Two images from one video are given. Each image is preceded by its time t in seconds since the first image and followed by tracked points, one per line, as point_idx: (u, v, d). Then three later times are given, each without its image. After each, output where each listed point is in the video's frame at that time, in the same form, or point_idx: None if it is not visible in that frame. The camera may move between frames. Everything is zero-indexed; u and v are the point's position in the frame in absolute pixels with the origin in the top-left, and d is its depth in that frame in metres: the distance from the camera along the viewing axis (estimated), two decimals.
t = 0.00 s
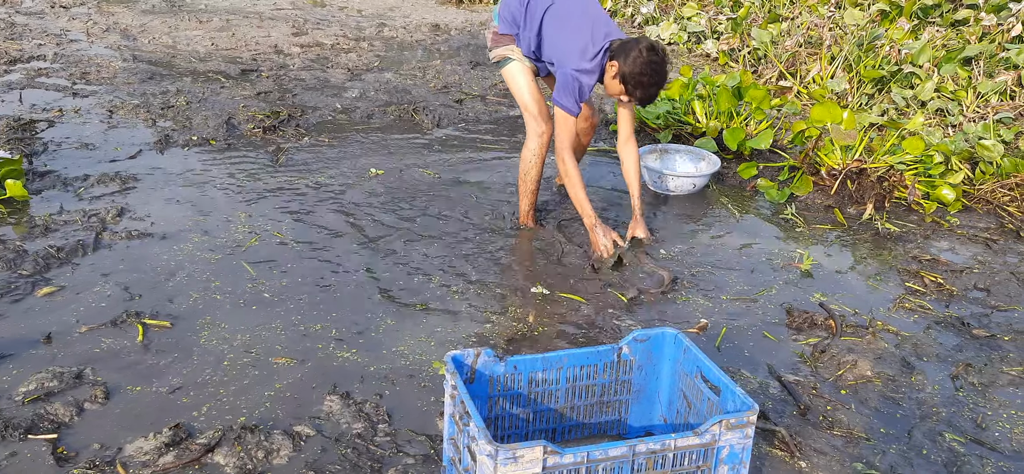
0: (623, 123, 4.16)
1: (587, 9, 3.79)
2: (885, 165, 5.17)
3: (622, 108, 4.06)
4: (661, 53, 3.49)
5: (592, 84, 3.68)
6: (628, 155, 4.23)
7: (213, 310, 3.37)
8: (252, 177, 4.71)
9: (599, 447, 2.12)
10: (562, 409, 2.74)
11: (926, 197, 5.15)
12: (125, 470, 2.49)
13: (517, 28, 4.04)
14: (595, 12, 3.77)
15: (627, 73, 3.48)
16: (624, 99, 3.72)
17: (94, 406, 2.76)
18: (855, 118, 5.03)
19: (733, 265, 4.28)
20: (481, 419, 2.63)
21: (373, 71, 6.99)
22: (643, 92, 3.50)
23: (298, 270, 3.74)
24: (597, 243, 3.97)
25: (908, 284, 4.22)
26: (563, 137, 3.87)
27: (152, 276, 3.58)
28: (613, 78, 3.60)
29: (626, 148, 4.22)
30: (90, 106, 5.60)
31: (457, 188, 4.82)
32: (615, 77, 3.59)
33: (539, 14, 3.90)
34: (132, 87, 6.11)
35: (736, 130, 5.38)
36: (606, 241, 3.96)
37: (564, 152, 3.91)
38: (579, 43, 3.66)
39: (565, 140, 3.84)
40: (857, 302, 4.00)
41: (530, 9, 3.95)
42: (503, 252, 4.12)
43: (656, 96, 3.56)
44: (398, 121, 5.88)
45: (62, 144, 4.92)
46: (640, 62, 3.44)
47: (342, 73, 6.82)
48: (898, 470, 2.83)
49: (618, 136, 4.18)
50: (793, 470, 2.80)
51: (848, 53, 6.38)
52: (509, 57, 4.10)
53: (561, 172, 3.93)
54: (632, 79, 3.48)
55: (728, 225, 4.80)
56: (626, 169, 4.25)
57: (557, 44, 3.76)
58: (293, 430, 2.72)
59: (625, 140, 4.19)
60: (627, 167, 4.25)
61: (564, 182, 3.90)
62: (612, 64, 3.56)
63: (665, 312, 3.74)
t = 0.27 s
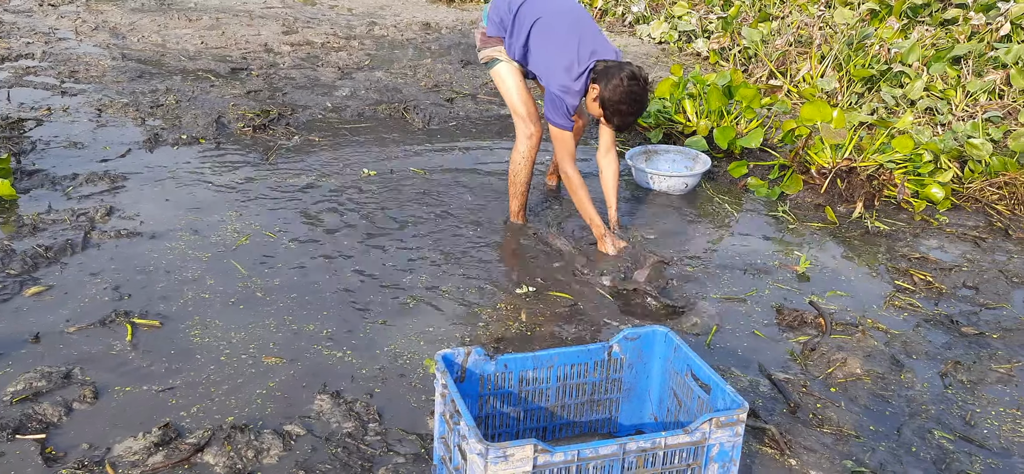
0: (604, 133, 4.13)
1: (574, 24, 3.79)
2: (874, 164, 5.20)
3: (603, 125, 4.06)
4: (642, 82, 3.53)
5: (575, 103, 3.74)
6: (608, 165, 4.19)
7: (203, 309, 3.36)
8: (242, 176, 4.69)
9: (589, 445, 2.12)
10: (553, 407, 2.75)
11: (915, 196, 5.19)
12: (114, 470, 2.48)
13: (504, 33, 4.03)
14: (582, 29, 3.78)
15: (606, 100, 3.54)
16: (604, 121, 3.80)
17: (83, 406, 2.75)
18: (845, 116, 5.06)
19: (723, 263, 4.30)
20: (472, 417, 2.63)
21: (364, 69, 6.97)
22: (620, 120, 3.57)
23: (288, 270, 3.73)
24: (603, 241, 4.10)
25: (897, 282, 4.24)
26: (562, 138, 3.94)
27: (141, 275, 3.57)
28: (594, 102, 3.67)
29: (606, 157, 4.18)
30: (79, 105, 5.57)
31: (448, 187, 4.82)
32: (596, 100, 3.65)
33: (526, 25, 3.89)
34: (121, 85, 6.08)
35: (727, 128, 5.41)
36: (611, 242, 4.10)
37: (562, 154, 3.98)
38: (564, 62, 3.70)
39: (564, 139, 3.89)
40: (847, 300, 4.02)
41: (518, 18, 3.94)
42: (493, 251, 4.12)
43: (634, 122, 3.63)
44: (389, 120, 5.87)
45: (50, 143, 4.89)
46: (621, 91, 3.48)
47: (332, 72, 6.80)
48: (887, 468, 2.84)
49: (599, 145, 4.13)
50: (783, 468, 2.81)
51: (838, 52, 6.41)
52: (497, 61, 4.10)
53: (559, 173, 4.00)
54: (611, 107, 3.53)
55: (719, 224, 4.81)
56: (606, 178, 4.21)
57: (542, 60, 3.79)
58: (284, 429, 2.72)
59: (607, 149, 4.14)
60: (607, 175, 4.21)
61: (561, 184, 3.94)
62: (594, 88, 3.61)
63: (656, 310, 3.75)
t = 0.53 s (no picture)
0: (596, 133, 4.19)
1: (566, 23, 3.79)
2: (865, 163, 5.20)
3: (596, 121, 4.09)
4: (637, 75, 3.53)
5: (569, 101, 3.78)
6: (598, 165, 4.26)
7: (194, 309, 3.36)
8: (234, 175, 4.69)
9: (581, 444, 2.13)
10: (545, 406, 2.75)
11: (906, 195, 5.21)
12: (105, 470, 2.48)
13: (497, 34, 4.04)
14: (574, 27, 3.78)
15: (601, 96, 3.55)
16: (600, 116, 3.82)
17: (74, 406, 2.75)
18: (836, 115, 5.10)
19: (715, 262, 4.31)
20: (464, 416, 2.63)
21: (356, 68, 6.97)
22: (617, 115, 3.58)
23: (280, 269, 3.73)
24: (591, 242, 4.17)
25: (888, 280, 4.26)
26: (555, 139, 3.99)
27: (133, 275, 3.56)
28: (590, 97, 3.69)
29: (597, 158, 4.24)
30: (70, 104, 5.55)
31: (441, 186, 4.82)
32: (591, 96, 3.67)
33: (519, 26, 3.90)
34: (112, 84, 6.06)
35: (719, 127, 5.42)
36: (599, 240, 4.17)
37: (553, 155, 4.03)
38: (557, 61, 3.72)
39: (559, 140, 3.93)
40: (838, 298, 4.04)
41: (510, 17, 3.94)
42: (486, 250, 4.13)
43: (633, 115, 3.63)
44: (381, 119, 5.87)
45: (41, 143, 4.88)
46: (615, 85, 3.49)
47: (324, 71, 6.79)
48: (878, 465, 2.86)
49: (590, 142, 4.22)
50: (775, 466, 2.83)
51: (829, 52, 6.49)
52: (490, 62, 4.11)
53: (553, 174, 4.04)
54: (607, 102, 3.54)
55: (712, 223, 4.83)
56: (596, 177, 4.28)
57: (536, 59, 3.80)
58: (276, 429, 2.72)
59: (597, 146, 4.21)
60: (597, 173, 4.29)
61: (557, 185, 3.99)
62: (590, 84, 3.62)
63: (648, 309, 3.76)
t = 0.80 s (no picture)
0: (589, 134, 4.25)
1: (564, 34, 3.80)
2: (858, 162, 5.23)
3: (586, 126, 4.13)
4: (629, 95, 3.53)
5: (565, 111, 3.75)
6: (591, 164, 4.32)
7: (187, 308, 3.36)
8: (228, 175, 4.68)
9: (576, 443, 2.13)
10: (540, 406, 2.76)
11: (899, 194, 5.25)
12: (99, 471, 2.47)
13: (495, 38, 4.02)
14: (572, 40, 3.79)
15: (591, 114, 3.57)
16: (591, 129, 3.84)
17: (67, 407, 2.74)
18: (829, 115, 5.11)
19: (710, 262, 4.32)
20: (459, 416, 2.64)
21: (350, 68, 6.96)
22: (606, 133, 3.60)
23: (275, 269, 3.73)
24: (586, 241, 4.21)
25: (881, 279, 4.28)
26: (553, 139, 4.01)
27: (127, 275, 3.55)
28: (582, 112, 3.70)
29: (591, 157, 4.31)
30: (63, 104, 5.53)
31: (436, 185, 4.82)
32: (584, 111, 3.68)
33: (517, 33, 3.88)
34: (105, 84, 6.04)
35: (713, 127, 5.44)
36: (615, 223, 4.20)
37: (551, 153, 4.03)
38: (555, 70, 3.71)
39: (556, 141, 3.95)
40: (831, 297, 4.06)
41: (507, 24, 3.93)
42: (481, 250, 4.13)
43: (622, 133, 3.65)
44: (375, 118, 5.87)
45: (34, 143, 4.86)
46: (606, 105, 3.50)
47: (318, 70, 6.78)
48: (872, 463, 2.87)
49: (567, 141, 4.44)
50: (769, 464, 2.84)
51: (824, 52, 6.44)
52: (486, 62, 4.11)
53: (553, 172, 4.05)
54: (596, 120, 3.56)
55: (706, 223, 4.83)
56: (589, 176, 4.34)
57: (533, 68, 3.79)
58: (271, 429, 2.72)
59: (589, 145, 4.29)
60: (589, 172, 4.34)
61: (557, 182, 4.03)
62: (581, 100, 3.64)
63: (642, 308, 3.77)
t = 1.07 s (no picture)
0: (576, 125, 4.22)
1: (564, 9, 3.80)
2: (853, 163, 5.25)
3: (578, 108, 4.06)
4: (621, 60, 3.50)
5: (555, 76, 3.71)
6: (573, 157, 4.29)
7: (182, 309, 3.35)
8: (224, 176, 4.67)
9: (573, 443, 2.14)
10: (536, 406, 2.76)
11: (894, 194, 5.26)
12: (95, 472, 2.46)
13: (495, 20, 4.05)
14: (569, 11, 3.79)
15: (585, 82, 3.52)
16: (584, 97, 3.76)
17: (63, 408, 2.73)
18: (824, 115, 5.13)
19: (705, 262, 4.33)
20: (455, 416, 2.64)
21: (345, 69, 6.96)
22: (604, 99, 3.55)
23: (271, 269, 3.72)
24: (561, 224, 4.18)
25: (876, 280, 4.29)
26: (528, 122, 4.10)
27: (123, 275, 3.55)
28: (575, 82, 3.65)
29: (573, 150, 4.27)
30: (57, 105, 5.52)
31: (431, 186, 4.82)
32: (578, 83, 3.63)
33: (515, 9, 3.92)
34: (100, 85, 6.02)
35: (708, 127, 5.45)
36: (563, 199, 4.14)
37: (527, 133, 4.09)
38: (548, 35, 3.68)
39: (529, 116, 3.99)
40: (826, 297, 4.07)
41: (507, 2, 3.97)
42: (477, 250, 4.13)
43: (622, 99, 3.60)
44: (370, 119, 5.86)
45: (29, 143, 4.84)
46: (599, 72, 3.46)
47: (313, 71, 6.77)
48: (867, 463, 2.88)
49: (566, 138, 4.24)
50: (765, 464, 2.85)
51: (817, 52, 6.55)
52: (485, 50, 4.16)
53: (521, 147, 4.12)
54: (592, 88, 3.51)
55: (701, 223, 4.84)
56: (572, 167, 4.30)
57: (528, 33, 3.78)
58: (267, 430, 2.71)
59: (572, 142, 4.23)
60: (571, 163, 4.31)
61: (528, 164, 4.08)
62: (574, 70, 3.59)
63: (638, 309, 3.78)
